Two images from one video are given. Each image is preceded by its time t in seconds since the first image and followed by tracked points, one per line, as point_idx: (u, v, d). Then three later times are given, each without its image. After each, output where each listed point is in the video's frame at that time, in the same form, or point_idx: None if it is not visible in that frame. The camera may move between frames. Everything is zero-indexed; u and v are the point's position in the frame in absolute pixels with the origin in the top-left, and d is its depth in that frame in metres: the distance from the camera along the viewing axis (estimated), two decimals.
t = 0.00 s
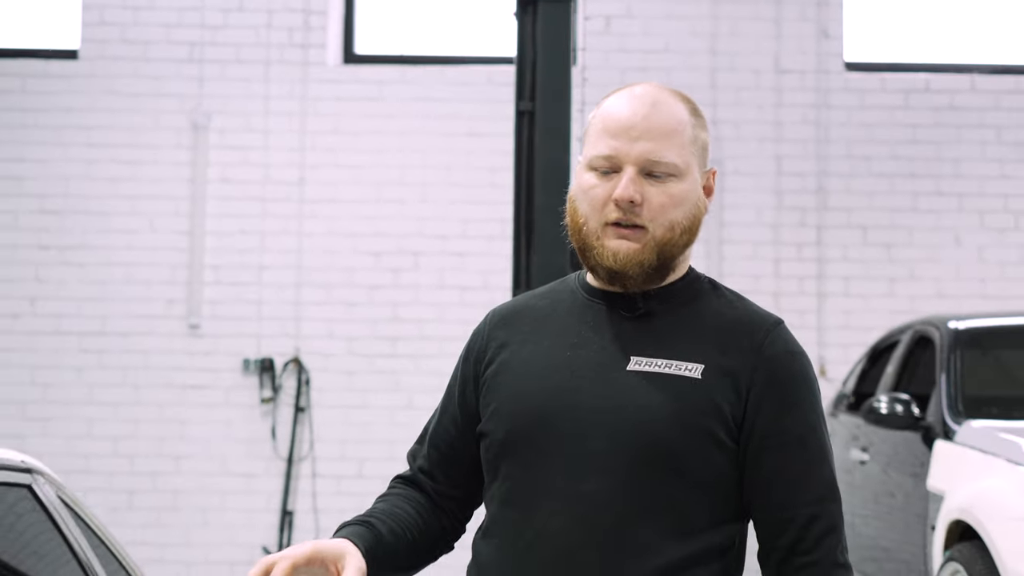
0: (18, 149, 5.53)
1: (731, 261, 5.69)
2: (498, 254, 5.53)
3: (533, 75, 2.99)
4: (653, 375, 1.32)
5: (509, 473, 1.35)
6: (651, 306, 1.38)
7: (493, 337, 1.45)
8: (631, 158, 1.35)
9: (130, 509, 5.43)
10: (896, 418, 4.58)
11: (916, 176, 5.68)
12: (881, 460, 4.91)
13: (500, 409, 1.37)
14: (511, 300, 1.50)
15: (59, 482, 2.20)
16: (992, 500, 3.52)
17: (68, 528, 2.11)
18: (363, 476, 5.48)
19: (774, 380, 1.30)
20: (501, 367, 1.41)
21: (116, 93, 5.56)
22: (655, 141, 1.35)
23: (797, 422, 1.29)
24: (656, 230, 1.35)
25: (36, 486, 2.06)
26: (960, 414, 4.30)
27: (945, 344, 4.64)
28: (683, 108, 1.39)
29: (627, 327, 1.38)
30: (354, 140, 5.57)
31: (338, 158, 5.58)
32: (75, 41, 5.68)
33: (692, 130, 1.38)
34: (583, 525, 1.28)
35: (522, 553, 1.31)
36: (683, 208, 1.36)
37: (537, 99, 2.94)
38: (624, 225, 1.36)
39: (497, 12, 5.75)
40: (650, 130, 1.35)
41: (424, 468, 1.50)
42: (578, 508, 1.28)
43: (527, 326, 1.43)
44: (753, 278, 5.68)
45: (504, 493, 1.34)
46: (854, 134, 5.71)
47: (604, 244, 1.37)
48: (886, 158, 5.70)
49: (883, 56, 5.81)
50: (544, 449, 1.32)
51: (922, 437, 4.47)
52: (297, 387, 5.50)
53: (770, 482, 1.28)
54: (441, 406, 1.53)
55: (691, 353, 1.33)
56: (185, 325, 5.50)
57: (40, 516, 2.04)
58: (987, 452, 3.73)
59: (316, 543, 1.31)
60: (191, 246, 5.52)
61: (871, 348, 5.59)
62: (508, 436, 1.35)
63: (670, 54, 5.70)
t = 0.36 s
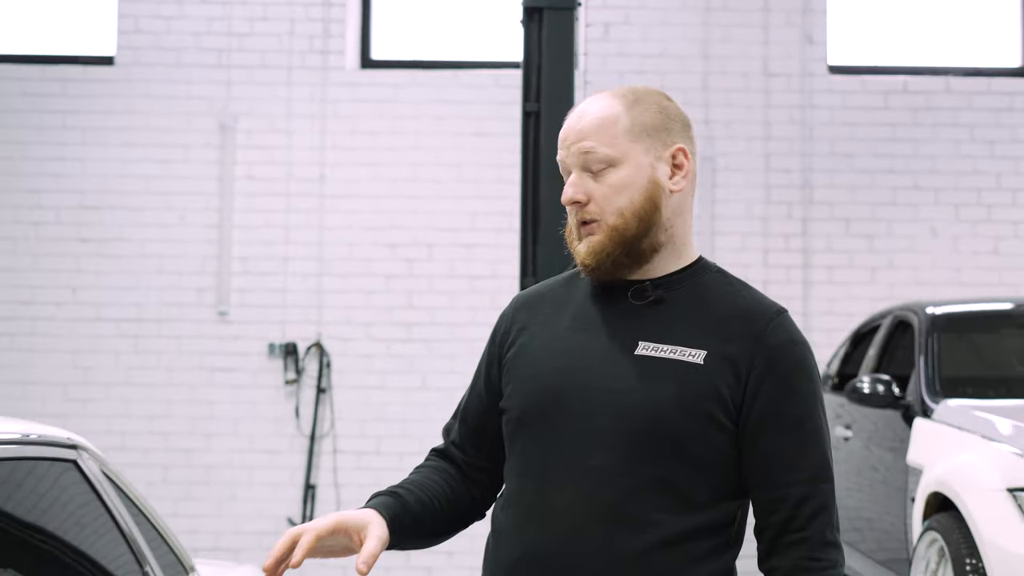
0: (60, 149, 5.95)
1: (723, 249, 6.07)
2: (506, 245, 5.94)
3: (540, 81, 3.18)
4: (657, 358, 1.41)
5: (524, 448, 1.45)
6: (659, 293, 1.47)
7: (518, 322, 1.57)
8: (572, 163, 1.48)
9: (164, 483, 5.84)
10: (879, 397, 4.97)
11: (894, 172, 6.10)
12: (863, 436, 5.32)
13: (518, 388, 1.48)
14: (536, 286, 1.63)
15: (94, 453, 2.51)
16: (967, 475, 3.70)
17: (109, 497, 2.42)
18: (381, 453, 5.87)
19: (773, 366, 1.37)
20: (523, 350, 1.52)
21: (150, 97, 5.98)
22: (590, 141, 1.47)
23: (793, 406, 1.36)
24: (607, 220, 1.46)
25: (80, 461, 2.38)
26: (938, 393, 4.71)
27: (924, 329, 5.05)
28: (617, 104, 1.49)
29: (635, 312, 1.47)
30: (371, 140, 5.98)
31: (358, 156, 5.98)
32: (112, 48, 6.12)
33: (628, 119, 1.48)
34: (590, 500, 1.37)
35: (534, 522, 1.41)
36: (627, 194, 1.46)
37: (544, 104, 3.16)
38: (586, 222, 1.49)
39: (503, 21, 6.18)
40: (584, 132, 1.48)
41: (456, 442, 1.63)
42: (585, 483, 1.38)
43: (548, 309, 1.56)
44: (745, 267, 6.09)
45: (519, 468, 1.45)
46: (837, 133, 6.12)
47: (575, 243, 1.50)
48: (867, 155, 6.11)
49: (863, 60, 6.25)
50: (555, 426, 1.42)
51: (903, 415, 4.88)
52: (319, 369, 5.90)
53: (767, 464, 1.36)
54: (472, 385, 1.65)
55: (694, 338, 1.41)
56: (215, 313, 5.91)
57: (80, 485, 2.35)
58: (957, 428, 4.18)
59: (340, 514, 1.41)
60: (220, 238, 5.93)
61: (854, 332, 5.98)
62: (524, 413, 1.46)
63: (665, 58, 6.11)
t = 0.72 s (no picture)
0: (104, 145, 6.25)
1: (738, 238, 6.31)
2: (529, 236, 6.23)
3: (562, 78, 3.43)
4: (661, 341, 1.50)
5: (550, 427, 1.60)
6: (668, 277, 1.55)
7: (559, 308, 1.71)
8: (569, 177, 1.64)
9: (204, 462, 6.13)
10: (887, 380, 5.22)
11: (900, 166, 6.36)
12: (872, 418, 5.60)
13: (547, 371, 1.63)
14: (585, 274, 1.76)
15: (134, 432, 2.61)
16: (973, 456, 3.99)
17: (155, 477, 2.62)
18: (410, 434, 6.16)
19: (765, 347, 1.41)
20: (560, 335, 1.65)
21: (190, 95, 6.28)
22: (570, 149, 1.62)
23: (785, 386, 1.40)
24: (592, 222, 1.59)
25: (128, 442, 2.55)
26: (945, 376, 4.96)
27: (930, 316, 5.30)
28: (590, 114, 1.61)
29: (648, 296, 1.57)
30: (400, 136, 6.27)
31: (388, 152, 6.27)
32: (153, 48, 6.41)
33: (598, 123, 1.59)
34: (595, 476, 1.51)
35: (553, 495, 1.56)
36: (600, 195, 1.57)
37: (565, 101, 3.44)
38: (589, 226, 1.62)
39: (526, 21, 6.46)
40: (570, 142, 1.63)
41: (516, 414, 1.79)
42: (592, 461, 1.51)
43: (586, 295, 1.68)
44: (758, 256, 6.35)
45: (547, 444, 1.59)
46: (846, 128, 6.38)
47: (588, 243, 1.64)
48: (874, 149, 6.38)
49: (871, 58, 6.51)
50: (570, 407, 1.56)
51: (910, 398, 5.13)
52: (351, 354, 6.17)
53: (760, 441, 1.41)
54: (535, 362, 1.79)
55: (695, 322, 1.49)
56: (253, 301, 6.19)
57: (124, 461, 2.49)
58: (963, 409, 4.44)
59: (346, 506, 1.63)
60: (256, 230, 6.22)
61: (862, 319, 6.24)
62: (549, 395, 1.60)
63: (681, 57, 6.39)
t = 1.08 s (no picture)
0: (113, 137, 6.23)
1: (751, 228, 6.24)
2: (540, 227, 6.18)
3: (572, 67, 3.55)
4: (648, 329, 1.51)
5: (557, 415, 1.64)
6: (668, 268, 1.56)
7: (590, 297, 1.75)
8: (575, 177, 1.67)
9: (213, 454, 6.10)
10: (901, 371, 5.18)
11: (914, 155, 6.30)
12: (885, 410, 5.54)
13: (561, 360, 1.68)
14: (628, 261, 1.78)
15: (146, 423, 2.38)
16: (989, 449, 3.95)
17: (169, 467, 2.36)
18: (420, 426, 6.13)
19: (738, 333, 1.39)
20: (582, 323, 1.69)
21: (199, 86, 6.25)
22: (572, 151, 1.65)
23: (755, 372, 1.36)
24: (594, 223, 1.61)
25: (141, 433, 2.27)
26: (960, 367, 4.92)
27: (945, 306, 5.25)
28: (587, 115, 1.62)
29: (651, 286, 1.57)
30: (410, 126, 6.24)
31: (397, 142, 6.24)
32: (161, 39, 6.37)
33: (592, 124, 1.61)
34: (583, 460, 1.54)
35: (552, 479, 1.61)
36: (596, 196, 1.59)
37: (576, 89, 3.54)
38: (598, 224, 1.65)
39: (537, 10, 6.40)
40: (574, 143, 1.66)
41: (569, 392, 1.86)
42: (582, 446, 1.55)
43: (609, 283, 1.71)
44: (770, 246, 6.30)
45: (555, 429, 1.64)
46: (859, 117, 6.33)
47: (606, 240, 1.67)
48: (888, 138, 6.32)
49: (885, 46, 6.44)
50: (569, 393, 1.60)
51: (925, 389, 5.09)
52: (360, 345, 6.15)
53: (729, 427, 1.39)
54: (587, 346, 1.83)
55: (681, 310, 1.48)
56: (262, 292, 6.18)
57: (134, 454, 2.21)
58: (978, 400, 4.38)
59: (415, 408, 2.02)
60: (265, 221, 6.19)
61: (875, 310, 6.19)
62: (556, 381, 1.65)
63: (692, 46, 6.34)
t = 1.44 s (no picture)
0: (98, 129, 5.98)
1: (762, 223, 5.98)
2: (543, 223, 5.93)
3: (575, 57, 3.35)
4: (654, 329, 1.40)
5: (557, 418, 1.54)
6: (676, 265, 1.44)
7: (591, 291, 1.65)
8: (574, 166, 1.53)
9: (203, 460, 5.87)
10: (918, 372, 4.93)
11: (933, 147, 6.04)
12: (902, 413, 5.28)
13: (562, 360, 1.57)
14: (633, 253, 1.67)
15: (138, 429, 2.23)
16: (1009, 450, 3.86)
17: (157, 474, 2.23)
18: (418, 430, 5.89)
19: (753, 335, 1.28)
20: (582, 320, 1.58)
21: (187, 76, 6.00)
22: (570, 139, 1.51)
23: (771, 379, 1.25)
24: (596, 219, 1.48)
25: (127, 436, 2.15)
26: (979, 368, 4.67)
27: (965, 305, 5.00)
28: (591, 100, 1.49)
29: (657, 282, 1.46)
30: (406, 118, 5.98)
31: (394, 134, 5.98)
32: (149, 27, 6.13)
33: (597, 111, 1.47)
34: (583, 464, 1.44)
35: (551, 486, 1.50)
36: (600, 190, 1.46)
37: (580, 79, 3.33)
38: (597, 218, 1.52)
39: None
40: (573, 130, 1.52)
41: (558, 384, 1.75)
42: (583, 450, 1.45)
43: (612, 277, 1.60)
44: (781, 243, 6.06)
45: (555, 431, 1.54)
46: (875, 107, 6.07)
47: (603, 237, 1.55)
48: (906, 130, 6.06)
49: (902, 34, 6.18)
50: (570, 395, 1.50)
51: (943, 391, 4.84)
52: (356, 346, 5.92)
53: (743, 435, 1.28)
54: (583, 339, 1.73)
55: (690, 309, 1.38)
56: (253, 290, 5.94)
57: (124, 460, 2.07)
58: (1000, 403, 4.17)
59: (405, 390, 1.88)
60: (256, 217, 5.95)
61: (892, 309, 5.94)
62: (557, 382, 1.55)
63: (702, 33, 6.08)
